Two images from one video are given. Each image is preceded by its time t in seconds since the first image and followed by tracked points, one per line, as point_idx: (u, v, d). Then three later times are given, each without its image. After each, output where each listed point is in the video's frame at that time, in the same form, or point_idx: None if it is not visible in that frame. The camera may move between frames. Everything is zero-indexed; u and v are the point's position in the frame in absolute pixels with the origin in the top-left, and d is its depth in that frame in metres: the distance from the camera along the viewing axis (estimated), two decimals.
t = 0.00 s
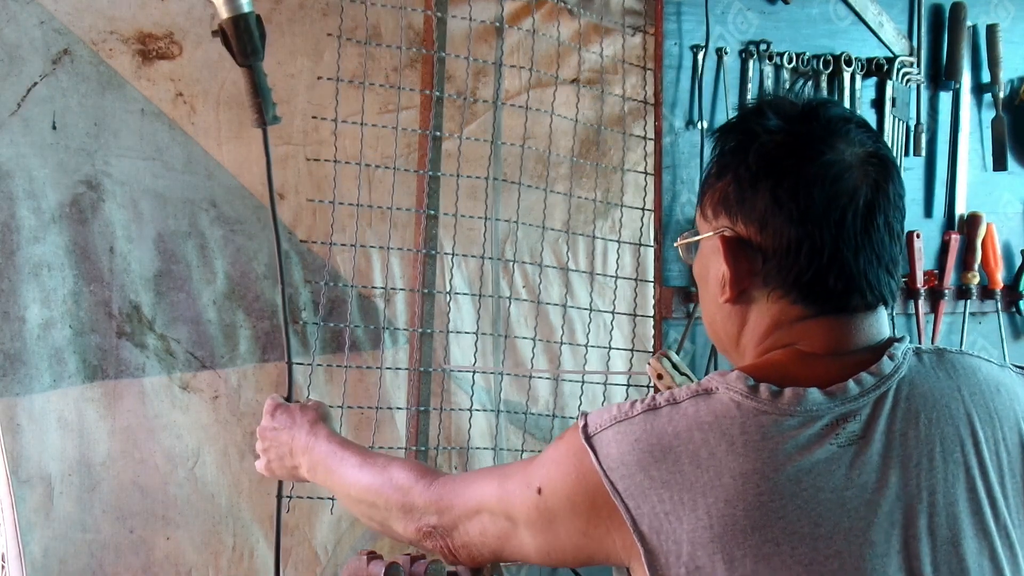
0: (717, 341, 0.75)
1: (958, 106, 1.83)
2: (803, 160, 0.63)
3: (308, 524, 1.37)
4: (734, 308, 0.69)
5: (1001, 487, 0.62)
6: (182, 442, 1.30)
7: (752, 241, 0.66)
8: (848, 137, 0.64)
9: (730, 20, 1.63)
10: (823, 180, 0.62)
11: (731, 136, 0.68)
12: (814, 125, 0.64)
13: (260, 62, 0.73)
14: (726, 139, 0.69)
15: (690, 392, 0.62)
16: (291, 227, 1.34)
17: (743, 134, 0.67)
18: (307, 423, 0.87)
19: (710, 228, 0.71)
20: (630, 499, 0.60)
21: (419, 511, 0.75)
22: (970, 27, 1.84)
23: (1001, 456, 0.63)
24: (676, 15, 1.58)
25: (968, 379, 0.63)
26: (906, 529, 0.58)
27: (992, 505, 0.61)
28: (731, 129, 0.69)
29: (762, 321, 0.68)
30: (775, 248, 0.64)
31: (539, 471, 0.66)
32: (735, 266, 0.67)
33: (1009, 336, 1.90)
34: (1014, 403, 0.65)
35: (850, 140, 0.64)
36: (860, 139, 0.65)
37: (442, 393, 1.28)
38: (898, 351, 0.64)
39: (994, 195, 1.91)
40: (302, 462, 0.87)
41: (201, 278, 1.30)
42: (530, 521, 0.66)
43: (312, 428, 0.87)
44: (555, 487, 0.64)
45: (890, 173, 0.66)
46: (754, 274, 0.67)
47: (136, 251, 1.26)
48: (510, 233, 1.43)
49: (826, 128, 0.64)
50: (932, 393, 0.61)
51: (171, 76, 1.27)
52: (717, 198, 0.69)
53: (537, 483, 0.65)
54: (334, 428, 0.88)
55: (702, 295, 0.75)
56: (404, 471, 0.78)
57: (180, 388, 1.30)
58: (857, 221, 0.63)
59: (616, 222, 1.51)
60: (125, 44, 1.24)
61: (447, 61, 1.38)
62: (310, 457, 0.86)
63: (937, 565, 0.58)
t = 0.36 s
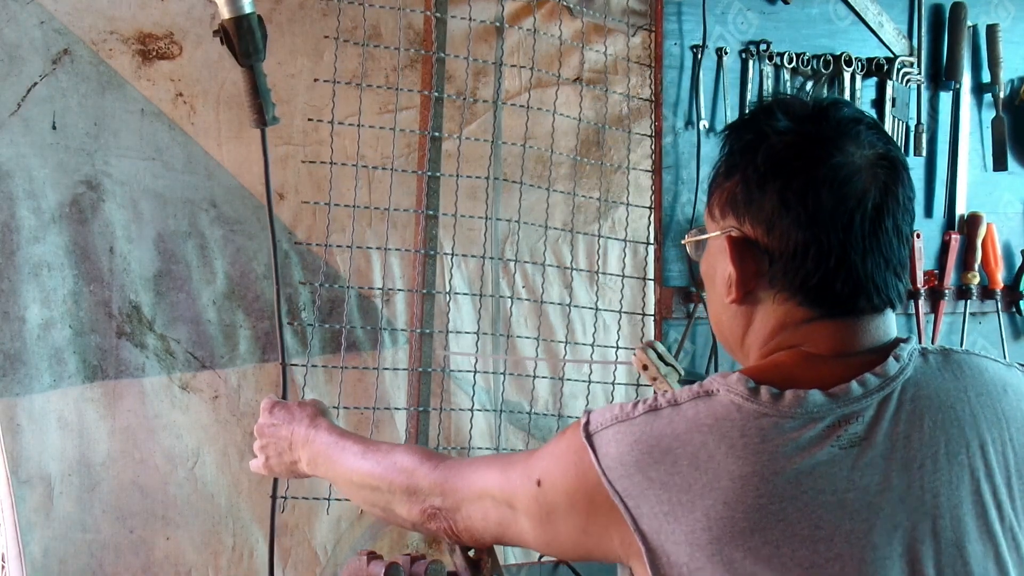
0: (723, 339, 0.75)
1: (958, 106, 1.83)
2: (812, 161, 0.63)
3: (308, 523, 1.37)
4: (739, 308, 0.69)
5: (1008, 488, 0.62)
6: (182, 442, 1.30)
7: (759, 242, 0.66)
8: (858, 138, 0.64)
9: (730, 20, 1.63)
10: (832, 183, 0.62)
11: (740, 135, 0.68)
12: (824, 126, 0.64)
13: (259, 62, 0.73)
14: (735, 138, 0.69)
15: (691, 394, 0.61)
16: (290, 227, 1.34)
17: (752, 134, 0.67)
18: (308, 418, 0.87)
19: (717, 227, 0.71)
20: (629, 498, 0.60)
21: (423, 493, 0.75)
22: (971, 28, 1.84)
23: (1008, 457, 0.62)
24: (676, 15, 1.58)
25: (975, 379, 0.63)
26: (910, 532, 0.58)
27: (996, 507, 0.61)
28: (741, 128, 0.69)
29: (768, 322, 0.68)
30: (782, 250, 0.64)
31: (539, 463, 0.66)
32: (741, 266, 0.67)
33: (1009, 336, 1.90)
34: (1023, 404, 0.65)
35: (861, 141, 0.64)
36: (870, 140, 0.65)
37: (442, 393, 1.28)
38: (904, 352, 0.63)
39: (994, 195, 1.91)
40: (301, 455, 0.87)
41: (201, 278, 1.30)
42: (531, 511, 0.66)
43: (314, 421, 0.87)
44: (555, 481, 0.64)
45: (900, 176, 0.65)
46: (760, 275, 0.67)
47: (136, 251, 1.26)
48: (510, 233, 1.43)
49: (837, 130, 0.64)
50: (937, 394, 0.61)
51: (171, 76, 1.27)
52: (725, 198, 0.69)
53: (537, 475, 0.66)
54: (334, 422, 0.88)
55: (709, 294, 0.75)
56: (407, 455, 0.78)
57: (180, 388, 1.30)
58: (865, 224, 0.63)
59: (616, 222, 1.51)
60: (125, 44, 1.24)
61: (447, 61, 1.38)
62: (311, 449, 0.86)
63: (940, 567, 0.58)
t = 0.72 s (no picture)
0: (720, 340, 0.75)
1: (958, 106, 1.83)
2: (805, 163, 0.62)
3: (308, 524, 1.37)
4: (735, 310, 0.69)
5: (1006, 489, 0.62)
6: (182, 442, 1.30)
7: (754, 244, 0.66)
8: (853, 139, 0.64)
9: (730, 20, 1.63)
10: (825, 184, 0.62)
11: (735, 136, 0.68)
12: (818, 126, 0.64)
13: (259, 63, 0.73)
14: (730, 139, 0.69)
15: (687, 399, 0.61)
16: (290, 227, 1.34)
17: (747, 135, 0.67)
18: (310, 417, 0.88)
19: (713, 229, 0.71)
20: (624, 503, 0.61)
21: (423, 493, 0.75)
22: (971, 27, 1.84)
23: (1007, 458, 0.62)
24: (676, 15, 1.58)
25: (972, 379, 0.63)
26: (906, 535, 0.57)
27: (995, 510, 0.61)
28: (736, 129, 0.69)
29: (763, 324, 0.68)
30: (776, 252, 0.64)
31: (536, 464, 0.66)
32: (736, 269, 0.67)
33: (1009, 336, 1.90)
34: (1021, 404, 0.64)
35: (855, 142, 0.64)
36: (865, 141, 0.64)
37: (442, 393, 1.28)
38: (900, 354, 0.63)
39: (994, 195, 1.91)
40: (303, 454, 0.87)
41: (201, 278, 1.30)
42: (528, 514, 0.66)
43: (315, 421, 0.87)
44: (551, 484, 0.65)
45: (895, 176, 0.65)
46: (755, 277, 0.67)
47: (136, 251, 1.26)
48: (510, 233, 1.43)
49: (831, 130, 0.64)
50: (934, 396, 0.61)
51: (171, 76, 1.27)
52: (719, 200, 0.69)
53: (534, 477, 0.66)
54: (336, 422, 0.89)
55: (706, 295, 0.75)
56: (408, 454, 0.78)
57: (180, 388, 1.30)
58: (859, 225, 0.63)
59: (615, 223, 1.51)
60: (125, 44, 1.24)
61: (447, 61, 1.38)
62: (313, 448, 0.86)
63: (937, 569, 0.58)
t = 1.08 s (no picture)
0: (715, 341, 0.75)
1: (957, 105, 1.83)
2: (795, 161, 0.63)
3: (308, 523, 1.37)
4: (729, 310, 0.70)
5: (1000, 490, 0.62)
6: (182, 442, 1.30)
7: (746, 243, 0.66)
8: (844, 137, 0.64)
9: (730, 20, 1.63)
10: (816, 182, 0.62)
11: (727, 135, 0.68)
12: (809, 125, 0.64)
13: (258, 63, 0.73)
14: (723, 138, 0.69)
15: (681, 401, 0.61)
16: (290, 227, 1.34)
17: (739, 134, 0.67)
18: (309, 417, 0.88)
19: (706, 229, 0.71)
20: (619, 505, 0.61)
21: (422, 493, 0.75)
22: (971, 27, 1.84)
23: (1001, 459, 0.62)
24: (676, 15, 1.58)
25: (967, 380, 0.63)
26: (901, 536, 0.58)
27: (990, 511, 0.61)
28: (728, 128, 0.69)
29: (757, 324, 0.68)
30: (767, 251, 0.64)
31: (533, 465, 0.67)
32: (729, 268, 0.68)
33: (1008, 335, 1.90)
34: (1015, 404, 0.64)
35: (846, 140, 0.64)
36: (856, 139, 0.64)
37: (442, 393, 1.28)
38: (895, 354, 0.63)
39: (994, 195, 1.91)
40: (303, 454, 0.87)
41: (201, 278, 1.30)
42: (525, 515, 0.66)
43: (315, 421, 0.88)
44: (547, 485, 0.65)
45: (888, 174, 0.65)
46: (748, 276, 0.67)
47: (136, 251, 1.26)
48: (510, 233, 1.43)
49: (822, 128, 0.64)
50: (928, 396, 0.61)
51: (171, 76, 1.27)
52: (712, 199, 0.69)
53: (531, 477, 0.66)
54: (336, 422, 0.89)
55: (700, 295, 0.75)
56: (406, 454, 0.78)
57: (180, 388, 1.30)
58: (851, 224, 0.63)
59: (615, 223, 1.51)
60: (125, 44, 1.24)
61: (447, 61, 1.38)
62: (312, 449, 0.86)
63: (931, 570, 0.58)
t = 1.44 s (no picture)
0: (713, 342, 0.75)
1: (957, 105, 1.83)
2: (785, 158, 0.62)
3: (308, 524, 1.37)
4: (723, 310, 0.70)
5: (996, 490, 0.62)
6: (182, 442, 1.30)
7: (738, 242, 0.66)
8: (834, 134, 0.64)
9: (730, 20, 1.64)
10: (805, 179, 0.62)
11: (719, 135, 0.69)
12: (799, 122, 0.64)
13: (258, 63, 0.73)
14: (715, 138, 0.69)
15: (677, 403, 0.61)
16: (290, 227, 1.34)
17: (730, 134, 0.67)
18: (308, 417, 0.88)
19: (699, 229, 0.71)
20: (616, 508, 0.61)
21: (420, 494, 0.75)
22: (971, 27, 1.84)
23: (997, 459, 0.62)
24: (676, 15, 1.58)
25: (962, 380, 0.63)
26: (896, 537, 0.57)
27: (986, 511, 0.61)
28: (718, 129, 0.69)
29: (751, 324, 0.68)
30: (759, 249, 0.64)
31: (530, 468, 0.67)
32: (722, 269, 0.68)
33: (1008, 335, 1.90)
34: (1010, 403, 0.64)
35: (836, 137, 0.64)
36: (846, 136, 0.64)
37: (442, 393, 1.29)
38: (890, 355, 0.63)
39: (994, 195, 1.91)
40: (301, 455, 0.87)
41: (201, 278, 1.30)
42: (522, 517, 0.67)
43: (314, 421, 0.87)
44: (545, 487, 0.65)
45: (879, 171, 0.65)
46: (741, 275, 0.67)
47: (136, 251, 1.26)
48: (510, 233, 1.43)
49: (812, 126, 0.64)
50: (924, 397, 0.61)
51: (171, 76, 1.27)
52: (704, 199, 0.69)
53: (528, 480, 0.66)
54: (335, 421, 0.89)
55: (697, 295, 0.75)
56: (404, 455, 0.78)
57: (180, 388, 1.30)
58: (842, 221, 0.63)
59: (616, 223, 1.52)
60: (125, 44, 1.24)
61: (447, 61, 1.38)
62: (310, 449, 0.86)
63: (927, 571, 0.58)
